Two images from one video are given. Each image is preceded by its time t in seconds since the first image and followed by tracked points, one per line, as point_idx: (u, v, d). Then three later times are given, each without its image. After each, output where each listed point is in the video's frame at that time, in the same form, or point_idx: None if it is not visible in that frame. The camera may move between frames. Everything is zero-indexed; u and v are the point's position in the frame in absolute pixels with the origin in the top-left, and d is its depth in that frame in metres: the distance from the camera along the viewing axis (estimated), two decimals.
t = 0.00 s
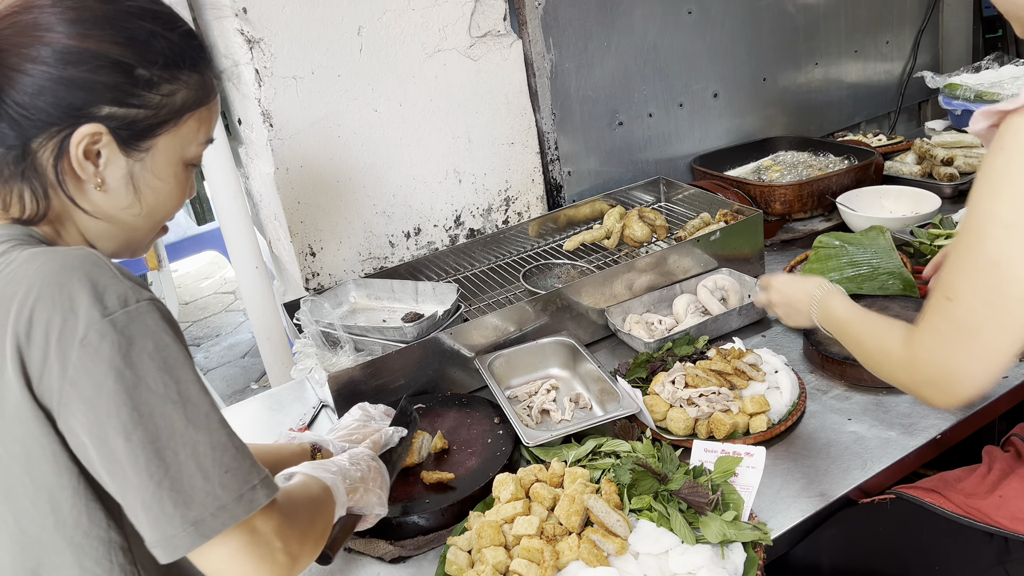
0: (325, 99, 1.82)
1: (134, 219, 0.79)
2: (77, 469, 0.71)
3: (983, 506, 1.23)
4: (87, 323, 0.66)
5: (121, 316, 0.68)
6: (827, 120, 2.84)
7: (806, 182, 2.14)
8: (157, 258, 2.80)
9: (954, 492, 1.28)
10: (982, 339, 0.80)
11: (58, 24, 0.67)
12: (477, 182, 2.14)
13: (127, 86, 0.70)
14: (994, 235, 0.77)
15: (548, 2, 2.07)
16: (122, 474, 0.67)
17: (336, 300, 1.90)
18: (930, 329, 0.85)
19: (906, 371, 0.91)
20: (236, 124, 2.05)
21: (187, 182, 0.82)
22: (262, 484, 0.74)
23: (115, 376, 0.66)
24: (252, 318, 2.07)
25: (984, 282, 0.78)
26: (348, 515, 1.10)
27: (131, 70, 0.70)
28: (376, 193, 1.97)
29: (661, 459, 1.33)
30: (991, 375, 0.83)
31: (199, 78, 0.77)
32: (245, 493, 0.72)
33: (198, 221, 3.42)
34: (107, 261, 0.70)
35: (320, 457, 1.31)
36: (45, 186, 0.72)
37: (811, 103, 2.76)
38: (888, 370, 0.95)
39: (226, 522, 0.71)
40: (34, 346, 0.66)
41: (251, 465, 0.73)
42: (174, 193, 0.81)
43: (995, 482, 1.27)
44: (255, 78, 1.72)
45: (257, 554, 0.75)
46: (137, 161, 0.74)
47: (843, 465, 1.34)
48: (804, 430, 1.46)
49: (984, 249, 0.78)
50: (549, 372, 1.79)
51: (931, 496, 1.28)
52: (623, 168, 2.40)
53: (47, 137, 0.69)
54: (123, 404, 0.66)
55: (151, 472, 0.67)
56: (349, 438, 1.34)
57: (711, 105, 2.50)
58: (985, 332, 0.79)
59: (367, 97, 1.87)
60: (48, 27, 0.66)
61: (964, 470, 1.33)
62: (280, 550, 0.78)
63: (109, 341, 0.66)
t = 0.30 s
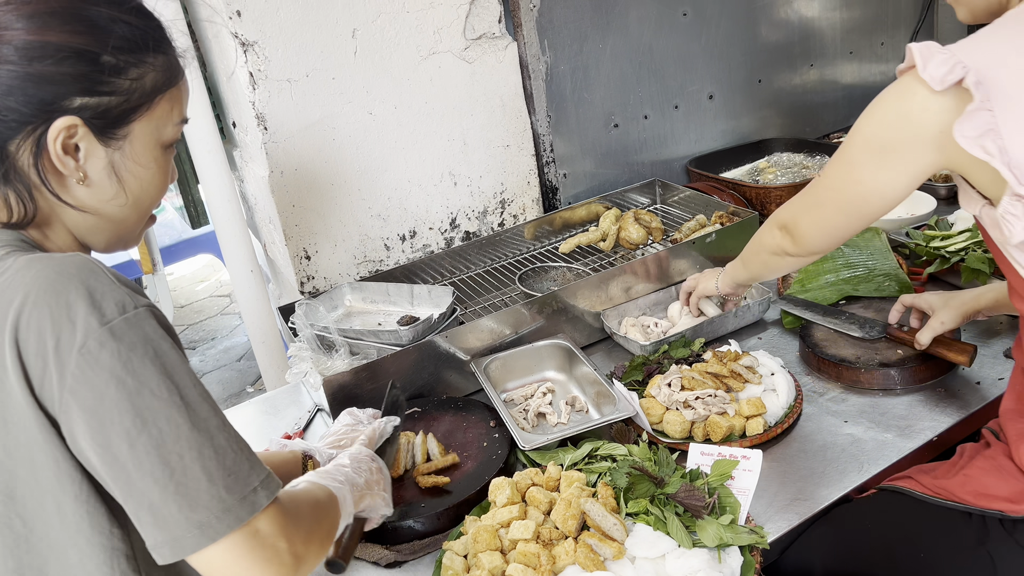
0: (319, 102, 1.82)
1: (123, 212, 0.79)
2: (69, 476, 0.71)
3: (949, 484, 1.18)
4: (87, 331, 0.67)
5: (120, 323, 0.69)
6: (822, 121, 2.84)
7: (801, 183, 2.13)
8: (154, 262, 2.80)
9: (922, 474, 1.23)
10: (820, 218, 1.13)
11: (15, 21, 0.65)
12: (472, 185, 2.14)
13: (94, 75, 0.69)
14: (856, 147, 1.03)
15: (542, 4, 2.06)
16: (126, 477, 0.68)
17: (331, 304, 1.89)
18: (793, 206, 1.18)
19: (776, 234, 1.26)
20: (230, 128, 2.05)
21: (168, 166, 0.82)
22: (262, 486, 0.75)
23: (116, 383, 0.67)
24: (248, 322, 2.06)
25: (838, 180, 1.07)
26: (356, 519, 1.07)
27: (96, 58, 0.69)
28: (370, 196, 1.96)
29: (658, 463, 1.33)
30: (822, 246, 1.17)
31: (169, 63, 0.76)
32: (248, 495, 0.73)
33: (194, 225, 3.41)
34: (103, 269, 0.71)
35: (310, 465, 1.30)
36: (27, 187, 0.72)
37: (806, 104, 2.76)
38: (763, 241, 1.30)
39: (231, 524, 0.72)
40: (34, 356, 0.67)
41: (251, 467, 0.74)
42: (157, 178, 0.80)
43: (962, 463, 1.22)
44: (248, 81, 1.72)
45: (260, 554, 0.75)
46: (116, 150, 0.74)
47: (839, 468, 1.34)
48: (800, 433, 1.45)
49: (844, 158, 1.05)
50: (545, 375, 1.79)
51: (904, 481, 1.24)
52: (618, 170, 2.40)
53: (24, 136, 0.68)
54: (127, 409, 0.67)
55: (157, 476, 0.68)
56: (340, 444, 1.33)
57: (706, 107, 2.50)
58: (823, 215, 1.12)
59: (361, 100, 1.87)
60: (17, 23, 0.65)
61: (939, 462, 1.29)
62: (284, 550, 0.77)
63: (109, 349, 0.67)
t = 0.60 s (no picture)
0: (309, 104, 1.81)
1: (99, 215, 0.78)
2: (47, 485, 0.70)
3: (926, 469, 1.20)
4: (70, 339, 0.66)
5: (104, 330, 0.68)
6: (813, 123, 2.84)
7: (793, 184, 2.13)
8: (145, 265, 2.78)
9: (901, 463, 1.24)
10: (802, 237, 1.12)
11: None
12: (464, 187, 2.13)
13: (62, 76, 0.68)
14: (828, 155, 1.05)
15: (532, 6, 2.05)
16: (120, 485, 0.67)
17: (322, 307, 1.87)
18: (769, 227, 1.18)
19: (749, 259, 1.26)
20: (220, 131, 2.04)
21: (141, 170, 0.81)
22: (256, 477, 0.74)
23: (104, 389, 0.66)
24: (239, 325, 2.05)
25: (814, 193, 1.08)
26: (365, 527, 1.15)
27: (63, 60, 0.68)
28: (362, 198, 1.95)
29: (648, 466, 1.32)
30: (802, 267, 1.17)
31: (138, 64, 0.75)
32: (243, 489, 0.73)
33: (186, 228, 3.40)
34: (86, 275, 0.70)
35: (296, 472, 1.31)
36: None
37: (797, 105, 2.76)
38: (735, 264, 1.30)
39: (228, 519, 0.72)
40: (17, 368, 0.66)
41: (244, 459, 0.74)
42: (130, 182, 0.79)
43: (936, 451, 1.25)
44: (237, 84, 1.71)
45: (263, 539, 0.77)
46: (88, 153, 0.73)
47: (830, 470, 1.34)
48: (791, 435, 1.45)
49: (818, 169, 1.07)
50: (536, 378, 1.78)
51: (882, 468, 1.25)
52: (610, 172, 2.39)
53: None
54: (116, 413, 0.67)
55: (151, 477, 0.68)
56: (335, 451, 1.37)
57: (698, 108, 2.50)
58: (803, 231, 1.12)
59: (351, 102, 1.86)
60: None
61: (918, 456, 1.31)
62: (285, 534, 0.79)
63: (95, 356, 0.67)
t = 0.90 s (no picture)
0: (300, 107, 1.80)
1: (72, 231, 0.75)
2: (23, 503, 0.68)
3: (915, 475, 1.20)
4: (22, 346, 0.63)
5: (58, 336, 0.65)
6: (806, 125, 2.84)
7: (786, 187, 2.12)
8: (135, 268, 2.77)
9: (891, 468, 1.24)
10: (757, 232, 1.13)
11: None
12: (457, 190, 2.13)
13: (46, 87, 0.66)
14: (795, 160, 1.05)
15: (525, 8, 2.05)
16: (70, 498, 0.65)
17: (313, 311, 1.86)
18: (726, 218, 1.18)
19: (702, 250, 1.26)
20: (211, 134, 2.02)
21: (123, 185, 0.78)
22: (222, 497, 0.71)
23: (54, 399, 0.63)
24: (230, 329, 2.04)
25: (777, 193, 1.08)
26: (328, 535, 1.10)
27: (49, 70, 0.66)
28: (354, 201, 1.94)
29: (641, 470, 1.32)
30: (753, 260, 1.18)
31: (126, 79, 0.73)
32: (204, 508, 0.69)
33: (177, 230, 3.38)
34: (41, 278, 0.67)
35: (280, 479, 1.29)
36: None
37: (789, 107, 2.76)
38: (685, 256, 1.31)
39: (184, 539, 0.68)
40: None
41: (209, 478, 0.70)
42: (110, 199, 0.77)
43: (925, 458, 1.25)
44: (227, 87, 1.70)
45: (229, 559, 0.72)
46: (66, 166, 0.70)
47: (823, 474, 1.33)
48: (784, 438, 1.45)
49: (783, 170, 1.06)
50: (529, 381, 1.77)
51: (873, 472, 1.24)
52: (603, 174, 2.39)
53: None
54: (66, 425, 0.63)
55: (99, 494, 0.64)
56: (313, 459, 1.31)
57: (690, 110, 2.50)
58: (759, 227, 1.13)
59: (343, 105, 1.85)
60: None
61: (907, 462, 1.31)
62: (256, 554, 0.74)
63: (45, 364, 0.63)
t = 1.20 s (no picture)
0: (295, 109, 1.79)
1: (54, 235, 0.74)
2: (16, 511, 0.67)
3: (913, 476, 1.20)
4: (49, 374, 0.63)
5: (86, 363, 0.65)
6: (800, 126, 2.85)
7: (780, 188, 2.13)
8: (129, 271, 2.76)
9: (889, 469, 1.25)
10: (807, 260, 0.99)
11: None
12: (452, 191, 2.12)
13: (13, 94, 0.64)
14: (830, 167, 0.94)
15: (519, 9, 2.05)
16: (97, 525, 0.64)
17: (308, 313, 1.86)
18: (767, 253, 1.04)
19: (746, 299, 1.10)
20: (205, 136, 2.01)
21: (106, 190, 0.76)
22: (238, 518, 0.70)
23: (84, 425, 0.63)
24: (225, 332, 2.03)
25: (817, 207, 0.96)
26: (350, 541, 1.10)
27: (15, 75, 0.64)
28: (348, 202, 1.94)
29: (638, 471, 1.32)
30: (811, 294, 1.02)
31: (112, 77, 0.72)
32: (222, 530, 0.68)
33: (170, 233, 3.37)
34: (63, 304, 0.67)
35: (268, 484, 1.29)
36: None
37: (784, 108, 2.77)
38: (724, 303, 1.16)
39: (206, 561, 0.67)
40: None
41: (227, 498, 0.69)
42: (93, 206, 0.76)
43: (922, 458, 1.25)
44: (221, 88, 1.69)
45: None
46: (40, 174, 0.69)
47: (820, 474, 1.34)
48: (780, 439, 1.45)
49: (820, 181, 0.95)
50: (525, 383, 1.77)
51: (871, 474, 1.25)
52: (598, 176, 2.39)
53: None
54: (96, 451, 0.63)
55: (128, 519, 0.64)
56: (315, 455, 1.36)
57: (685, 111, 2.50)
58: (811, 253, 0.98)
59: (337, 107, 1.85)
60: None
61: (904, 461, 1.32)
62: None
63: (75, 392, 0.63)
